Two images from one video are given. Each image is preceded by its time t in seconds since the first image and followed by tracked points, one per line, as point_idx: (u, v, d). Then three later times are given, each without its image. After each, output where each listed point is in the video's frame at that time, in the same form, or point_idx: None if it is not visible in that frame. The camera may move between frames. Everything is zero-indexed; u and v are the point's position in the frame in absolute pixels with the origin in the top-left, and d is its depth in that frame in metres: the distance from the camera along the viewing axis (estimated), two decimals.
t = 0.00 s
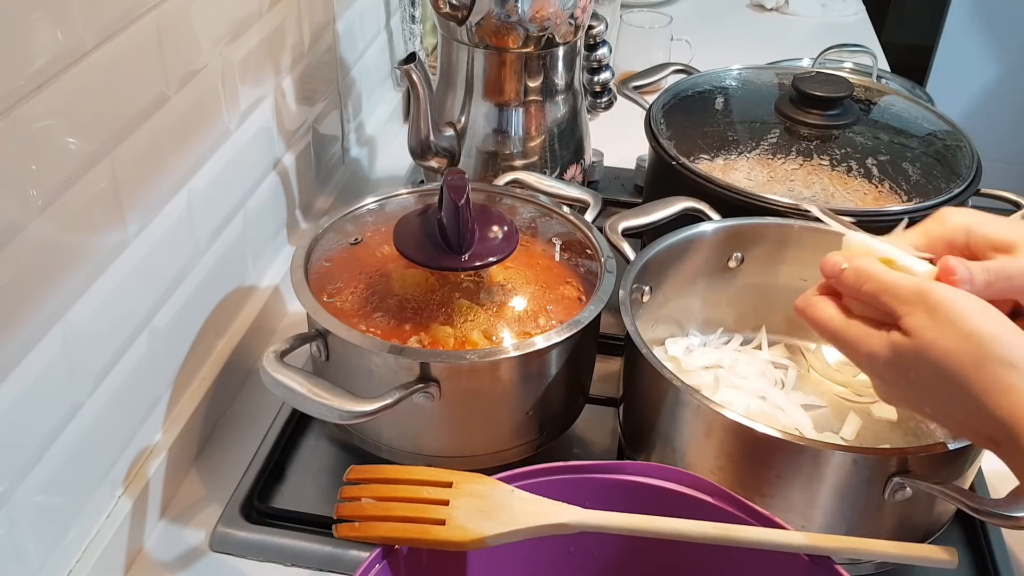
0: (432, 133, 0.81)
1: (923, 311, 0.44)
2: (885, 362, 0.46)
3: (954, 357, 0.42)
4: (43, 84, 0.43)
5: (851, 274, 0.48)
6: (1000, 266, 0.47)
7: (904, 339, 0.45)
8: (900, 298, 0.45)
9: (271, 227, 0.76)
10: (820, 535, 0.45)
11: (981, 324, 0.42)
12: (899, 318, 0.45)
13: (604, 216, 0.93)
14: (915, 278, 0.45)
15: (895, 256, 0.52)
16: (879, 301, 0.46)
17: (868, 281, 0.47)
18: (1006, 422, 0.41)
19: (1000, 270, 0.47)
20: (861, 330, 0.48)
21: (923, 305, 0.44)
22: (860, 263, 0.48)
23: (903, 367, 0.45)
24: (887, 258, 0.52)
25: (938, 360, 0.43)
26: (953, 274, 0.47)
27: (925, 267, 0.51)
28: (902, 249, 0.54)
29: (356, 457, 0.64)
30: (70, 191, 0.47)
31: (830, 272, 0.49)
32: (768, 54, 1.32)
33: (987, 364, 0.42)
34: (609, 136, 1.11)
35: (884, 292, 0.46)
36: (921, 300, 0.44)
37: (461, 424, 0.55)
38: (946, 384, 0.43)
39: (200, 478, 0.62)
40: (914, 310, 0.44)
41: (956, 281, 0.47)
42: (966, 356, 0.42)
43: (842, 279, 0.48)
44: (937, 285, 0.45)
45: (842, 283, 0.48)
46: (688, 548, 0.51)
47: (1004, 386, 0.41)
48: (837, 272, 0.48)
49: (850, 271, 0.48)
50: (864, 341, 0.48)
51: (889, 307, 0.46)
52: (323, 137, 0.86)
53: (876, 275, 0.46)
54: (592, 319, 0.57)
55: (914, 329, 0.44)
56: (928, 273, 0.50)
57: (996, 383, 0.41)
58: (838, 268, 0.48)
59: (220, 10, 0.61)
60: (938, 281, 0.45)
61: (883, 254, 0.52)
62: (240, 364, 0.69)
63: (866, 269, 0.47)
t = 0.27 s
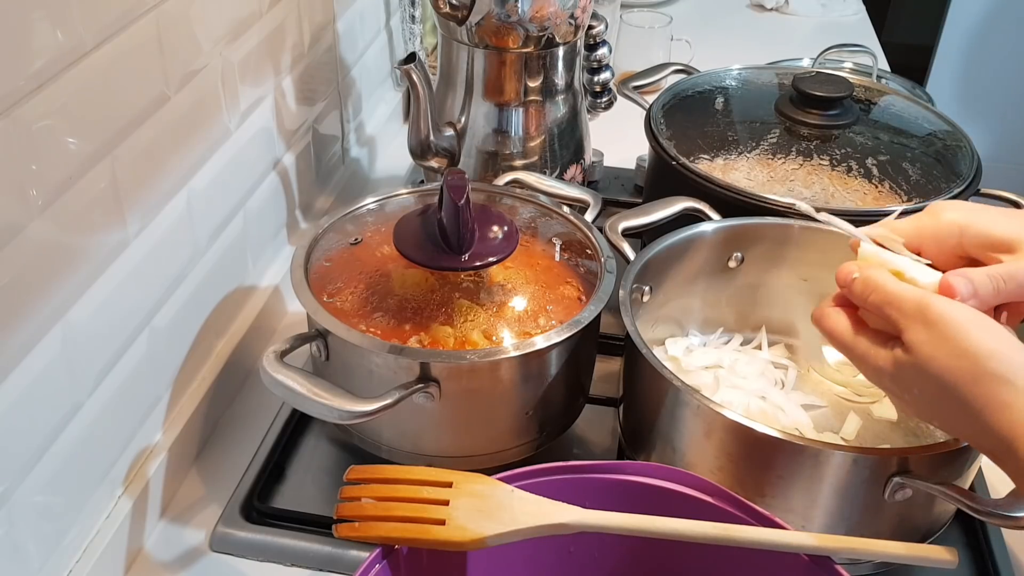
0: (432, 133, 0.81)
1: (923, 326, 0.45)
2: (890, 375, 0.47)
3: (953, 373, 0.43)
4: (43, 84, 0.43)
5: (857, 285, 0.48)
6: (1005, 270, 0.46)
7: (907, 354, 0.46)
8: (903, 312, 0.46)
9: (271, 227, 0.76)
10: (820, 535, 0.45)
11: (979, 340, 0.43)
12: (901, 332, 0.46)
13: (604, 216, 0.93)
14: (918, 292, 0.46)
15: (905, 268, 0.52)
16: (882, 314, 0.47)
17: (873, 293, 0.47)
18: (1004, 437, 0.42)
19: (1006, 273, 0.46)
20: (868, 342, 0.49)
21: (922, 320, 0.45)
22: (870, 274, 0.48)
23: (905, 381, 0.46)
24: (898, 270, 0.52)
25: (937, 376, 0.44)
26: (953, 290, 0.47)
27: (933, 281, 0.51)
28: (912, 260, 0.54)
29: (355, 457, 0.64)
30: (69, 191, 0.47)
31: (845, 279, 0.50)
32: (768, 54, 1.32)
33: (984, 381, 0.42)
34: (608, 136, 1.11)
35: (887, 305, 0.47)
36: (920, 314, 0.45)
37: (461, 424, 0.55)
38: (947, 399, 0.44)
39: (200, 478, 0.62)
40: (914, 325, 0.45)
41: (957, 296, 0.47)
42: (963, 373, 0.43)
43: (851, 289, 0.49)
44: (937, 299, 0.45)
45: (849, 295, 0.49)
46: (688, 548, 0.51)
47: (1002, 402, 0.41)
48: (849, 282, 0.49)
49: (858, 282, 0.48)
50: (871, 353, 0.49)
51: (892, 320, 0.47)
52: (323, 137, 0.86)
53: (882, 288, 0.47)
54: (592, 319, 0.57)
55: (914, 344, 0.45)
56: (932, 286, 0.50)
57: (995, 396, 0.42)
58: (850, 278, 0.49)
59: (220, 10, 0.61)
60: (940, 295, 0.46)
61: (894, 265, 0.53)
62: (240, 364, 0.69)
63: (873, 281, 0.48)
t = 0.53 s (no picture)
0: (432, 133, 0.81)
1: (931, 315, 0.45)
2: (892, 367, 0.47)
3: (961, 363, 0.43)
4: (42, 84, 0.43)
5: (862, 278, 0.49)
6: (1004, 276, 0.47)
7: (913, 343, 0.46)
8: (909, 302, 0.46)
9: (271, 227, 0.76)
10: (820, 535, 0.45)
11: (989, 332, 0.43)
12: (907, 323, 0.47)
13: (604, 216, 0.93)
14: (924, 285, 0.47)
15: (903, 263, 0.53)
16: (888, 305, 0.48)
17: (878, 285, 0.48)
18: (1008, 429, 0.42)
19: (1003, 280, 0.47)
20: (869, 334, 0.49)
21: (932, 310, 0.45)
22: (870, 267, 0.49)
23: (910, 372, 0.46)
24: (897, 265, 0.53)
25: (944, 364, 0.44)
26: (953, 279, 0.47)
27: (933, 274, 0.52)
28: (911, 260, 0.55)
29: (355, 457, 0.64)
30: (69, 191, 0.47)
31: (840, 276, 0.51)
32: (768, 54, 1.32)
33: (991, 371, 0.42)
34: (608, 136, 1.11)
35: (894, 296, 0.47)
36: (930, 304, 0.46)
37: (461, 424, 0.55)
38: (951, 389, 0.44)
39: (199, 478, 0.62)
40: (922, 314, 0.46)
41: (959, 285, 0.47)
42: (972, 362, 0.43)
43: (852, 282, 0.50)
44: (946, 292, 0.46)
45: (852, 287, 0.50)
46: (688, 548, 0.51)
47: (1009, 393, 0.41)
48: (848, 275, 0.50)
49: (860, 275, 0.49)
50: (872, 346, 0.49)
51: (898, 310, 0.47)
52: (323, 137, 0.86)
53: (886, 279, 0.48)
54: (592, 319, 0.57)
55: (922, 333, 0.45)
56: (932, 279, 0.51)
57: (1000, 389, 0.42)
58: (849, 271, 0.50)
59: (221, 10, 0.61)
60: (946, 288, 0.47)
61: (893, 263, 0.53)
62: (240, 364, 0.69)
63: (876, 273, 0.49)
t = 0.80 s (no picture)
0: (432, 133, 0.81)
1: (931, 306, 0.45)
2: (891, 358, 0.47)
3: (964, 352, 0.43)
4: (42, 84, 0.43)
5: (858, 275, 0.49)
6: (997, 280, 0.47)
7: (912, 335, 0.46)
8: (907, 295, 0.46)
9: (271, 227, 0.76)
10: (820, 535, 0.45)
11: (990, 319, 0.43)
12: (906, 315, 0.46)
13: (604, 216, 0.93)
14: (920, 278, 0.47)
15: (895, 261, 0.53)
16: (885, 298, 0.47)
17: (874, 281, 0.48)
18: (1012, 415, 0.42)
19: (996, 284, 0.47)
20: (865, 329, 0.49)
21: (931, 301, 0.45)
22: (862, 265, 0.49)
23: (909, 363, 0.46)
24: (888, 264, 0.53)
25: (946, 354, 0.44)
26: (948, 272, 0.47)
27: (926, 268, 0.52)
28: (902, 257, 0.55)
29: (356, 457, 0.64)
30: (69, 191, 0.47)
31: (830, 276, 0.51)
32: (768, 55, 1.32)
33: (995, 359, 0.42)
34: (609, 136, 1.11)
35: (892, 291, 0.47)
36: (929, 295, 0.45)
37: (461, 424, 0.55)
38: (953, 378, 0.44)
39: (200, 478, 0.62)
40: (922, 306, 0.45)
41: (953, 278, 0.47)
42: (974, 350, 0.43)
43: (845, 281, 0.50)
44: (944, 284, 0.46)
45: (846, 285, 0.50)
46: (688, 548, 0.51)
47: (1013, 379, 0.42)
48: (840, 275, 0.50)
49: (853, 272, 0.49)
50: (870, 341, 0.49)
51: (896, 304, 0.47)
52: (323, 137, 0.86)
53: (881, 275, 0.48)
54: (592, 319, 0.57)
55: (922, 324, 0.45)
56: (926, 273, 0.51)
57: (1005, 377, 0.42)
58: (841, 271, 0.50)
59: (221, 10, 0.61)
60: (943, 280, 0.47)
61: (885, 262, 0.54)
62: (240, 364, 0.69)
63: (870, 272, 0.49)
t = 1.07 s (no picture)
0: (432, 133, 0.81)
1: (930, 311, 0.46)
2: (889, 365, 0.47)
3: (965, 355, 0.44)
4: (42, 84, 0.43)
5: (851, 281, 0.49)
6: (1000, 285, 0.47)
7: (909, 342, 0.46)
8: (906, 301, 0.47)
9: (271, 227, 0.76)
10: (820, 535, 0.45)
11: (989, 322, 0.44)
12: (902, 321, 0.47)
13: (604, 216, 0.93)
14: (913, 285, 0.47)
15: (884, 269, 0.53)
16: (881, 307, 0.48)
17: (870, 287, 0.48)
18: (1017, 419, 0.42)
19: (1001, 290, 0.47)
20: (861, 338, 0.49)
21: (928, 306, 0.46)
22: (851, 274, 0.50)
23: (908, 369, 0.46)
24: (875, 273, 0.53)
25: (946, 358, 0.44)
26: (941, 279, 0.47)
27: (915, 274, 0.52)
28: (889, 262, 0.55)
29: (356, 457, 0.64)
30: (69, 191, 0.47)
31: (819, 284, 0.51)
32: (768, 55, 1.32)
33: (998, 363, 0.43)
34: (608, 136, 1.11)
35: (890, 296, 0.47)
36: (926, 301, 0.46)
37: (461, 424, 0.55)
38: (954, 382, 0.44)
39: (199, 478, 0.62)
40: (919, 311, 0.46)
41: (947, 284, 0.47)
42: (975, 352, 0.43)
43: (837, 289, 0.49)
44: (939, 289, 0.46)
45: (839, 293, 0.49)
46: (688, 548, 0.51)
47: (1015, 379, 0.42)
48: (829, 283, 0.50)
49: (844, 280, 0.49)
50: (867, 348, 0.49)
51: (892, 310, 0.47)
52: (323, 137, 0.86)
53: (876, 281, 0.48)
54: (591, 319, 0.57)
55: (920, 330, 0.46)
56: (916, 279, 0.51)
57: (1006, 381, 0.43)
58: (830, 279, 0.50)
59: (221, 10, 0.61)
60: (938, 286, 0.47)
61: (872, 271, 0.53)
62: (240, 364, 0.69)
63: (864, 280, 0.49)
